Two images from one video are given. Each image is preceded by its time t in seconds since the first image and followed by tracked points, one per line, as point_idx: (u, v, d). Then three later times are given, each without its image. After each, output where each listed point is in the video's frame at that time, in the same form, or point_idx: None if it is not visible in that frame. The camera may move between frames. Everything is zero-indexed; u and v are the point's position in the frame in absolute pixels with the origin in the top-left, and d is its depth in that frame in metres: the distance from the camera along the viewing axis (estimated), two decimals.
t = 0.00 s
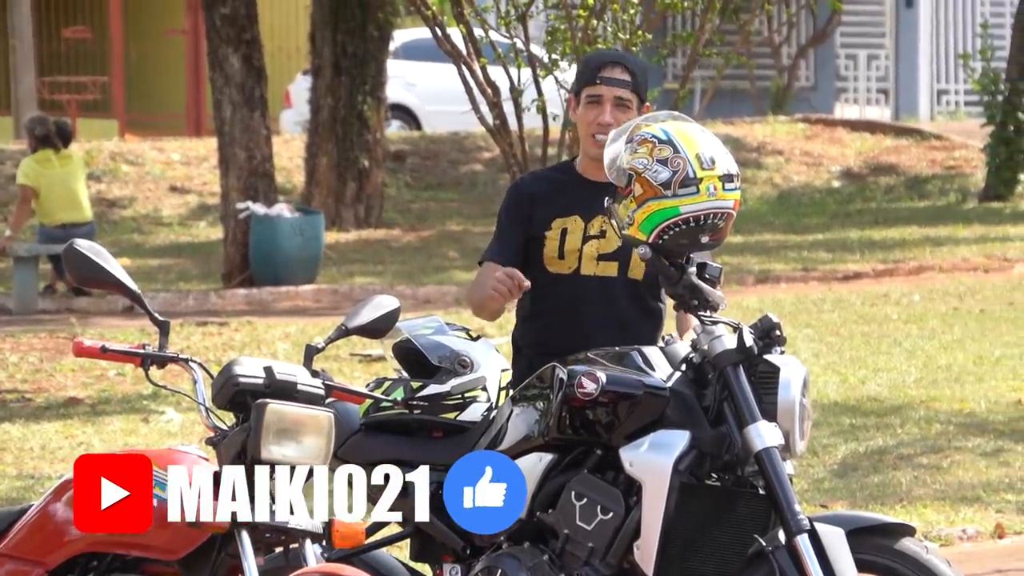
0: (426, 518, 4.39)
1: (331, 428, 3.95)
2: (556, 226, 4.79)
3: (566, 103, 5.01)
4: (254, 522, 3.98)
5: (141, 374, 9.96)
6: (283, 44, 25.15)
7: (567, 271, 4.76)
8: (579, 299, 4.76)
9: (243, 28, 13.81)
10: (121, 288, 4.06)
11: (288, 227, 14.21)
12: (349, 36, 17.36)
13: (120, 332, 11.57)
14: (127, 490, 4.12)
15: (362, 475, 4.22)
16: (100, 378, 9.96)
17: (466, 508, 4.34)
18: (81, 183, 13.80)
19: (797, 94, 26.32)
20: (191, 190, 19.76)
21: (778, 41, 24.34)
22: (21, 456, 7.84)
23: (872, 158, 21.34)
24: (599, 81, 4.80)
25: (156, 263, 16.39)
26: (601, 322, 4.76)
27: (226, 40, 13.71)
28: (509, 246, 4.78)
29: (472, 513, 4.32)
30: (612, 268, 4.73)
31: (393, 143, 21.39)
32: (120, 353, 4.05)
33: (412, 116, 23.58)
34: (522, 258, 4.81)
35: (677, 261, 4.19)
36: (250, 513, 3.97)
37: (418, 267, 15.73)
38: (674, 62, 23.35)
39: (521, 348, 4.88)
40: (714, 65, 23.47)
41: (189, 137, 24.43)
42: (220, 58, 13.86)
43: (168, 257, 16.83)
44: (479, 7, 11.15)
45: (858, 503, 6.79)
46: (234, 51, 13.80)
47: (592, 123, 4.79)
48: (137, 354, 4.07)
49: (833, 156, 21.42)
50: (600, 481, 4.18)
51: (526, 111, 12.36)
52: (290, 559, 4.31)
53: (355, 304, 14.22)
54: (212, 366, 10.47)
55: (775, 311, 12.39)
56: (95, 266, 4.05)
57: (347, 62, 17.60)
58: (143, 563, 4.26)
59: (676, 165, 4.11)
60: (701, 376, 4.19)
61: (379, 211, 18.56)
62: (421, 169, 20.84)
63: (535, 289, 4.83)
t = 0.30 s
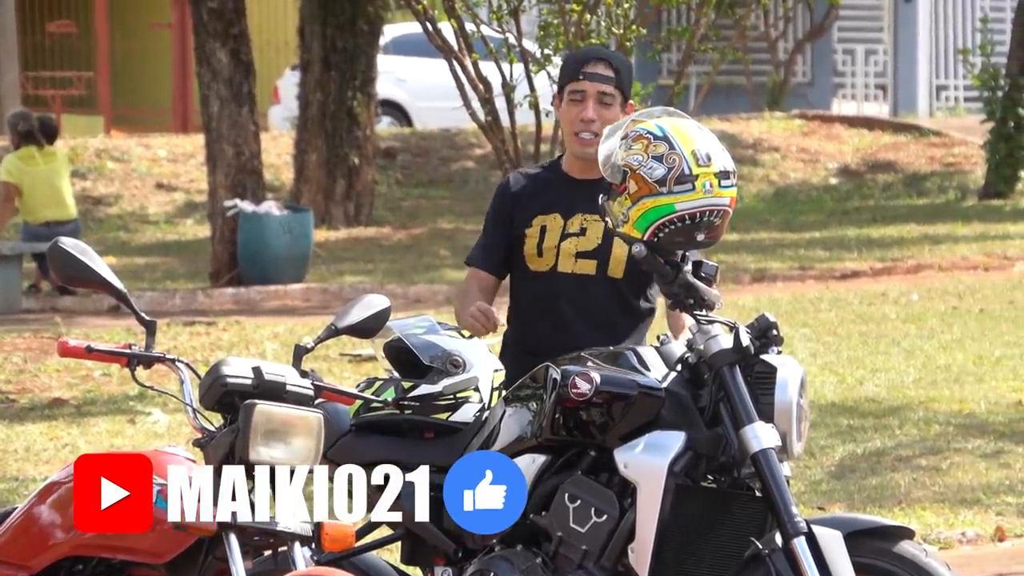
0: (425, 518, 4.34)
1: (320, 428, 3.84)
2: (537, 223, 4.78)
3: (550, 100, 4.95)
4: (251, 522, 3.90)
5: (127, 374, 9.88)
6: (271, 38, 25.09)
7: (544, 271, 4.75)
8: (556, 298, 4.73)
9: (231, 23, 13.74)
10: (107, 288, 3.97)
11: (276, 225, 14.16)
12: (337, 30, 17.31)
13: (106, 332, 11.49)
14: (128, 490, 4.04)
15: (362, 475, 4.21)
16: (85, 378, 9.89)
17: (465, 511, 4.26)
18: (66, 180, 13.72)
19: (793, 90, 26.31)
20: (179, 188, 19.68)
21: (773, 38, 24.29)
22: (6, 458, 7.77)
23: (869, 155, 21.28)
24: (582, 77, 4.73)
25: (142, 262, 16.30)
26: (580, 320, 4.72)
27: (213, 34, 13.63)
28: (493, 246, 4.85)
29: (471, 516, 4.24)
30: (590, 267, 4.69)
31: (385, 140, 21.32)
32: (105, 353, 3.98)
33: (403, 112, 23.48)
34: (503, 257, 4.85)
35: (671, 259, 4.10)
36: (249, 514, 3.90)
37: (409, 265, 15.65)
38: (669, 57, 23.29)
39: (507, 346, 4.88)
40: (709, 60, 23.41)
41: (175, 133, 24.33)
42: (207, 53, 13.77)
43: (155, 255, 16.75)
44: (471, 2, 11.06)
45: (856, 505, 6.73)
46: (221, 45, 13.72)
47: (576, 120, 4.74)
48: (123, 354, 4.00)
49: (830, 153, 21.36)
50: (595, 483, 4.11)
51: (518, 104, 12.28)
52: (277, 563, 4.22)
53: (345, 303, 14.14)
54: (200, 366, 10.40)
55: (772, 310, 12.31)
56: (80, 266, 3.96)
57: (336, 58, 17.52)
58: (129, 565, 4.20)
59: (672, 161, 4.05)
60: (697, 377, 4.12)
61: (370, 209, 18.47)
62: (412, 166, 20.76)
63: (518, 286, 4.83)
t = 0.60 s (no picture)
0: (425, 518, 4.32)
1: (321, 426, 3.82)
2: (499, 219, 4.92)
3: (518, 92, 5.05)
4: (251, 522, 3.88)
5: (128, 372, 9.87)
6: (271, 34, 25.07)
7: (505, 265, 4.87)
8: (519, 290, 4.84)
9: (232, 19, 13.70)
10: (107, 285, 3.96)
11: (277, 222, 14.12)
12: (339, 27, 17.28)
13: (106, 329, 11.48)
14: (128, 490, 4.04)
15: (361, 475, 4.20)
16: (85, 376, 9.88)
17: (466, 511, 4.24)
18: (66, 178, 13.72)
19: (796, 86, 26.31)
20: (179, 184, 19.67)
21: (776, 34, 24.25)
22: (5, 456, 7.76)
23: (873, 151, 21.26)
24: (531, 58, 4.83)
25: (143, 259, 16.29)
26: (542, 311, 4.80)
27: (214, 31, 13.59)
28: (472, 245, 5.07)
29: (472, 516, 4.22)
30: (545, 257, 4.77)
31: (387, 137, 21.30)
32: (105, 350, 3.97)
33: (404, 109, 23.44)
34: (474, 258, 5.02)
35: (675, 257, 4.10)
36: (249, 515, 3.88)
37: (410, 262, 15.63)
38: (672, 53, 23.27)
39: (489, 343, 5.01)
40: (711, 57, 23.38)
41: (176, 129, 24.29)
42: (208, 50, 13.75)
43: (156, 253, 16.74)
44: None
45: (859, 504, 6.71)
46: (222, 42, 13.69)
47: (528, 100, 4.83)
48: (123, 352, 3.97)
49: (833, 150, 21.33)
50: (597, 482, 4.09)
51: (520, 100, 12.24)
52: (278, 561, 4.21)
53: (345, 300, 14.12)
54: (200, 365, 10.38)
55: (775, 308, 12.29)
56: (81, 263, 3.94)
57: (337, 54, 17.49)
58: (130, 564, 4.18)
59: (674, 158, 4.03)
60: (698, 375, 4.10)
61: (371, 206, 18.46)
62: (413, 163, 20.75)
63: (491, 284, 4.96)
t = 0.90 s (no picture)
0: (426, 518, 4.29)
1: (326, 424, 3.83)
2: (466, 231, 4.91)
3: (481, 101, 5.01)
4: (252, 522, 3.86)
5: (132, 370, 9.88)
6: (276, 33, 25.11)
7: (473, 277, 4.88)
8: (488, 298, 4.84)
9: (237, 18, 13.71)
10: (112, 283, 3.95)
11: (282, 220, 14.10)
12: (345, 26, 17.31)
13: (111, 328, 11.48)
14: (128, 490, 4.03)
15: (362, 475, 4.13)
16: (91, 374, 9.89)
17: (467, 511, 4.22)
18: (71, 176, 13.74)
19: (802, 85, 26.34)
20: (184, 183, 19.69)
21: (782, 33, 24.27)
22: (10, 454, 7.76)
23: (879, 151, 21.25)
24: (483, 74, 4.77)
25: (148, 258, 16.29)
26: (514, 320, 4.82)
27: (218, 29, 13.60)
28: (446, 257, 5.08)
29: (473, 517, 4.20)
30: (513, 265, 4.78)
31: (393, 136, 21.30)
32: (110, 348, 3.97)
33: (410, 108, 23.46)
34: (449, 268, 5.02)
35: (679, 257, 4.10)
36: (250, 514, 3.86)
37: (415, 261, 15.63)
38: (677, 52, 23.28)
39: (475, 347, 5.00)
40: (717, 56, 23.40)
41: (182, 129, 24.34)
42: (213, 49, 13.77)
43: (160, 251, 16.76)
44: None
45: (864, 503, 6.70)
46: (227, 41, 13.70)
47: (483, 116, 4.78)
48: (129, 350, 3.96)
49: (839, 149, 21.33)
50: (602, 481, 4.10)
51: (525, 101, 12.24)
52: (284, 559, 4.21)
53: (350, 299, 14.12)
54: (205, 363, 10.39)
55: (779, 307, 12.29)
56: (84, 261, 3.94)
57: (343, 53, 17.50)
58: (136, 562, 4.19)
59: (679, 157, 4.03)
60: (703, 374, 4.10)
61: (377, 205, 18.48)
62: (419, 162, 20.76)
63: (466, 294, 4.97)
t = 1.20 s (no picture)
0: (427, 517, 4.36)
1: (339, 419, 3.82)
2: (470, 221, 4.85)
3: (488, 94, 4.98)
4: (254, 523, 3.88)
5: (146, 363, 9.89)
6: (290, 27, 25.13)
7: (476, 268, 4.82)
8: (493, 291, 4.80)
9: (251, 13, 13.73)
10: (126, 277, 3.95)
11: (296, 214, 14.16)
12: (359, 21, 17.34)
13: (126, 322, 11.51)
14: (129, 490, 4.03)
15: (362, 475, 4.13)
16: (105, 368, 9.91)
17: (467, 511, 4.29)
18: (85, 170, 13.77)
19: (816, 80, 26.31)
20: (198, 178, 19.71)
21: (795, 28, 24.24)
22: (24, 448, 7.78)
23: (893, 145, 21.22)
24: (507, 69, 4.76)
25: (162, 253, 16.31)
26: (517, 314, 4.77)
27: (233, 24, 13.63)
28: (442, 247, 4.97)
29: (474, 516, 4.27)
30: (521, 257, 4.74)
31: (406, 131, 21.31)
32: (123, 342, 3.95)
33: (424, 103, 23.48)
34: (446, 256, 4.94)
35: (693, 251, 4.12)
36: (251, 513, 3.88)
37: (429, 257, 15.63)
38: (691, 47, 23.26)
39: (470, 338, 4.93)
40: (731, 50, 23.37)
41: (196, 123, 24.42)
42: (227, 43, 13.79)
43: (175, 245, 16.78)
44: None
45: (877, 498, 6.69)
46: (241, 35, 13.73)
47: (500, 111, 4.76)
48: (143, 345, 3.97)
49: (853, 144, 21.30)
50: (615, 476, 4.09)
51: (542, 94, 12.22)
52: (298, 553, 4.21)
53: (364, 294, 14.12)
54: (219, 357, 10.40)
55: (793, 302, 12.27)
56: (100, 255, 3.93)
57: (357, 48, 17.51)
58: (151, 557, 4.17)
59: (693, 152, 4.02)
60: (717, 368, 4.09)
61: (391, 200, 18.51)
62: (432, 158, 20.77)
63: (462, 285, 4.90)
